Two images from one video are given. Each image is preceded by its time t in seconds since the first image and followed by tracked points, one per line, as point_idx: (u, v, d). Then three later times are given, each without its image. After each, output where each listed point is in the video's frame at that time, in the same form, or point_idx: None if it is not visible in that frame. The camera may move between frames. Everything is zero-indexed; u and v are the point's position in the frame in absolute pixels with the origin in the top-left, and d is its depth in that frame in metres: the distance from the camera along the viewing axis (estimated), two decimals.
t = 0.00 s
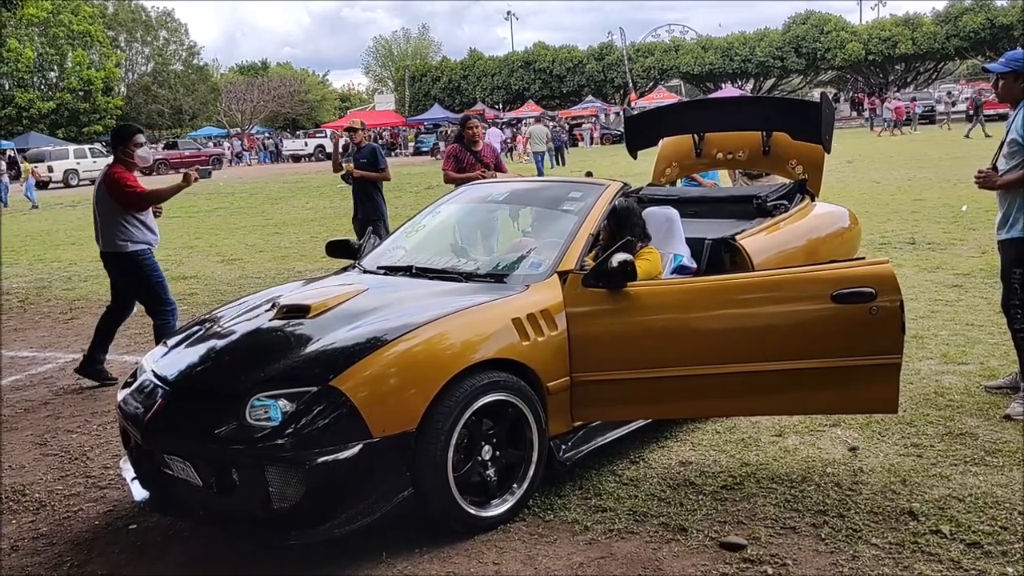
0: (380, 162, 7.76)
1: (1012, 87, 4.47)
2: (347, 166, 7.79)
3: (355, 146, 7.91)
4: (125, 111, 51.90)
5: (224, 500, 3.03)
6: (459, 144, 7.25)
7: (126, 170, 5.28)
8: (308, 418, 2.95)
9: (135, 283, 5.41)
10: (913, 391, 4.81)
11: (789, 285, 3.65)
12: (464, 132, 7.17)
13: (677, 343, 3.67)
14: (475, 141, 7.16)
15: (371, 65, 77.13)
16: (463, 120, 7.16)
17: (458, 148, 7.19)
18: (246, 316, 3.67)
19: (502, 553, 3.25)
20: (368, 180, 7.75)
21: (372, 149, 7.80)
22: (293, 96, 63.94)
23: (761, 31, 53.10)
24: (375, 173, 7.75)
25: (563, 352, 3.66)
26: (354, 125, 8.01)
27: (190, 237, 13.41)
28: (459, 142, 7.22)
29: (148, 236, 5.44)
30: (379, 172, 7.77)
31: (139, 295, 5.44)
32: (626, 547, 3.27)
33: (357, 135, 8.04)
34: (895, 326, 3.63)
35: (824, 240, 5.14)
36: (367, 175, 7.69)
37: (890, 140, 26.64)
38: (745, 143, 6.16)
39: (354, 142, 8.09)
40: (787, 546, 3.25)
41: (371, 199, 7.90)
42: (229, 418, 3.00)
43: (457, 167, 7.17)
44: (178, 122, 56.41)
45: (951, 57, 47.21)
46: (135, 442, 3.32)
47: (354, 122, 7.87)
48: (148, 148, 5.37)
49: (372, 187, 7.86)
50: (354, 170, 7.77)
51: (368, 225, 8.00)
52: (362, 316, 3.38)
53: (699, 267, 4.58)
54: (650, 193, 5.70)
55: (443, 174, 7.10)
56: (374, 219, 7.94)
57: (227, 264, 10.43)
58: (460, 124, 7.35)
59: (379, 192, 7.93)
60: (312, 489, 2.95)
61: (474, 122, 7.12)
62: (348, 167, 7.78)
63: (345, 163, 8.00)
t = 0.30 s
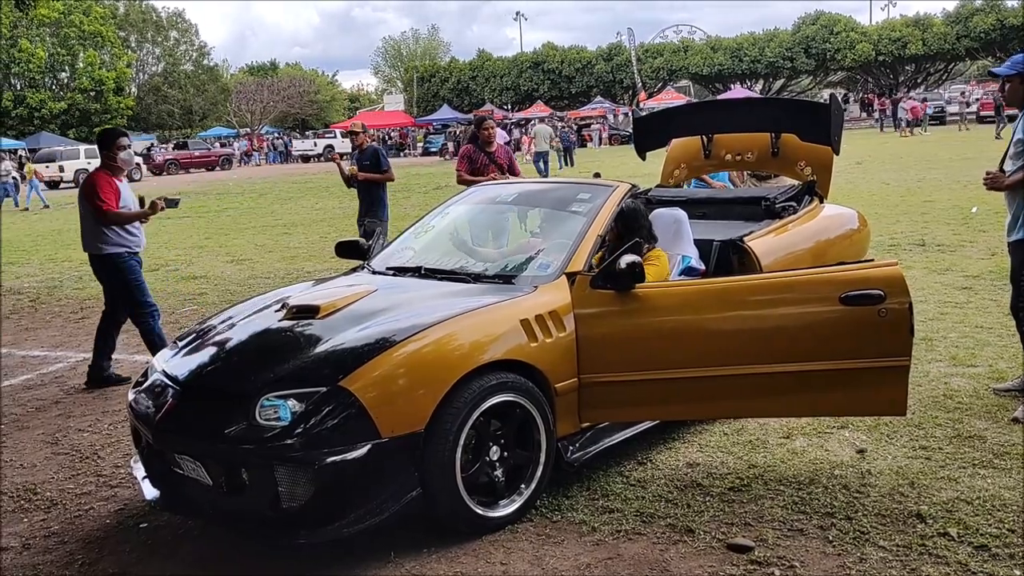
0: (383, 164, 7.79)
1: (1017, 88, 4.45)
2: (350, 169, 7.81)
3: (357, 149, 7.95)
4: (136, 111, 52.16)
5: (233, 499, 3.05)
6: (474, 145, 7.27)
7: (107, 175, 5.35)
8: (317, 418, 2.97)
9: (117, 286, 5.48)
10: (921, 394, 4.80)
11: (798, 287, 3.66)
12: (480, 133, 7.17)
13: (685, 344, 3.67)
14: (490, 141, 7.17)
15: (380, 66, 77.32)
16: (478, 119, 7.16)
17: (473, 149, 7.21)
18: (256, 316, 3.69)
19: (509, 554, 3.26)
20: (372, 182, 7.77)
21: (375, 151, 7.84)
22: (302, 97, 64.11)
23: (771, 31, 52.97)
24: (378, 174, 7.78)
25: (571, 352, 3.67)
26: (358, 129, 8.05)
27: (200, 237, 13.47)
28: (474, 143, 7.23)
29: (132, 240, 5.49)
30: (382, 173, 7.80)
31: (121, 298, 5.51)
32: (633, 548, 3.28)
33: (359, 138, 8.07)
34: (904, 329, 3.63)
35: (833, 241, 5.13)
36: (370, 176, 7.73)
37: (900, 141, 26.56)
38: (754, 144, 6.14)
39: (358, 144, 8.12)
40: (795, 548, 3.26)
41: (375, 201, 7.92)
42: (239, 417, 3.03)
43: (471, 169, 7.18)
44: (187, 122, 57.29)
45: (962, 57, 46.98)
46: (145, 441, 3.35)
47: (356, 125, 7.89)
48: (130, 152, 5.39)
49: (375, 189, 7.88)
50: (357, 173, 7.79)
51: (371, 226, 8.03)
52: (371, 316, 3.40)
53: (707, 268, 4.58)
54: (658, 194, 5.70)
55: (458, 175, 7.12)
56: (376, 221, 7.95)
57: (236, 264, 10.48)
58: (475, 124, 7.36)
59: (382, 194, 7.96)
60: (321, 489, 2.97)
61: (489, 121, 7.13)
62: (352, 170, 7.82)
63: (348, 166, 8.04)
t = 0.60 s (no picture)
0: (386, 168, 7.81)
1: None
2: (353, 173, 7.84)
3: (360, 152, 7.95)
4: (148, 112, 52.47)
5: (244, 498, 3.07)
6: (488, 145, 7.26)
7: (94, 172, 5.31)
8: (328, 418, 2.98)
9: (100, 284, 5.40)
10: (933, 395, 4.77)
11: (808, 287, 3.64)
12: (494, 134, 7.17)
13: (695, 345, 3.67)
14: (504, 142, 7.16)
15: (390, 66, 77.55)
16: (493, 120, 7.16)
17: (486, 150, 7.20)
18: (267, 315, 3.71)
19: (520, 554, 3.27)
20: (375, 186, 7.78)
21: (378, 154, 7.83)
22: (313, 97, 64.27)
23: (781, 31, 52.80)
24: (380, 178, 7.79)
25: (581, 353, 3.66)
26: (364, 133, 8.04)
27: (211, 238, 13.52)
28: (487, 143, 7.23)
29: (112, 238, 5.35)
30: (385, 177, 7.81)
31: (104, 299, 5.44)
32: (643, 549, 3.27)
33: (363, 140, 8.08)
34: (916, 330, 3.61)
35: (844, 242, 5.11)
36: (373, 181, 7.73)
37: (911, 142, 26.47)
38: (765, 144, 6.13)
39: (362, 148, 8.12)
40: (805, 549, 3.25)
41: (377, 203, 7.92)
42: (250, 417, 3.04)
43: (483, 170, 7.19)
44: (198, 123, 56.76)
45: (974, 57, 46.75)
46: (157, 440, 3.36)
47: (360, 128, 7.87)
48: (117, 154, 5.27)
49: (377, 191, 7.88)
50: (360, 177, 7.80)
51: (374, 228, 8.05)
52: (382, 317, 3.41)
53: (717, 269, 4.57)
54: (668, 194, 5.69)
55: (470, 175, 7.13)
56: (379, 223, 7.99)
57: (247, 265, 10.52)
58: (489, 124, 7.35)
59: (385, 197, 7.97)
60: (331, 488, 2.98)
61: (504, 122, 7.13)
62: (355, 174, 7.82)
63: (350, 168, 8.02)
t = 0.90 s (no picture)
0: (380, 177, 7.65)
1: None
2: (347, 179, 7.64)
3: (354, 158, 7.74)
4: (151, 112, 52.56)
5: (249, 498, 3.07)
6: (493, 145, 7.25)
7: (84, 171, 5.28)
8: (331, 418, 2.98)
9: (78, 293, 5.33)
10: (937, 395, 4.76)
11: (813, 287, 3.63)
12: (499, 133, 7.16)
13: (700, 344, 3.66)
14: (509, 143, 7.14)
15: (393, 66, 77.64)
16: (498, 120, 7.13)
17: (492, 150, 7.19)
18: (270, 316, 3.71)
19: (523, 554, 3.26)
20: (369, 194, 7.62)
21: (374, 161, 7.65)
22: (316, 97, 64.30)
23: (784, 31, 52.74)
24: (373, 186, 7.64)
25: (585, 353, 3.66)
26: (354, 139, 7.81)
27: (214, 238, 13.53)
28: (492, 143, 7.21)
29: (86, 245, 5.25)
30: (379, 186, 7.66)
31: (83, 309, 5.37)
32: (648, 549, 3.27)
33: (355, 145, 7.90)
34: (921, 330, 3.59)
35: (848, 242, 5.10)
36: (367, 189, 7.58)
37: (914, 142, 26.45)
38: (769, 144, 6.11)
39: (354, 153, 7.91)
40: (810, 549, 3.24)
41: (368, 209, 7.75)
42: (254, 417, 3.04)
43: (487, 170, 7.19)
44: (201, 123, 56.86)
45: (977, 57, 46.64)
46: (161, 440, 3.36)
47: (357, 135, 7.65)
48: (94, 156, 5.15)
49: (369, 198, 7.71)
50: (354, 184, 7.60)
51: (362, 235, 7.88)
52: (385, 316, 3.40)
53: (721, 269, 4.56)
54: (671, 194, 5.69)
55: (474, 176, 7.13)
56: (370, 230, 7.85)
57: (250, 265, 10.53)
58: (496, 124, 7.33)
59: (375, 205, 7.81)
60: (335, 488, 2.98)
61: (509, 122, 7.09)
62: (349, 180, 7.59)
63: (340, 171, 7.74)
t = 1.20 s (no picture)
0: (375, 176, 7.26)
1: None
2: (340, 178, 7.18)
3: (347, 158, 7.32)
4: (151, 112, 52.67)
5: (248, 499, 3.06)
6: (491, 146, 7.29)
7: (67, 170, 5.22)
8: (331, 419, 2.98)
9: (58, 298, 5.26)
10: (938, 395, 4.75)
11: (814, 287, 3.63)
12: (496, 134, 7.16)
13: (702, 345, 3.65)
14: (505, 144, 7.15)
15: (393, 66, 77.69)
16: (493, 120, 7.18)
17: (489, 151, 7.20)
18: (270, 316, 3.71)
19: (524, 554, 3.26)
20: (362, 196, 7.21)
21: (368, 162, 7.27)
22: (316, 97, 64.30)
23: (784, 31, 52.74)
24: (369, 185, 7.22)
25: (585, 353, 3.65)
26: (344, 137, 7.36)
27: (214, 238, 13.54)
28: (490, 144, 7.24)
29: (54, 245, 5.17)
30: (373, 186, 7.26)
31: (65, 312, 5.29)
32: (648, 550, 3.26)
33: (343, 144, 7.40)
34: (922, 330, 3.59)
35: (849, 241, 5.09)
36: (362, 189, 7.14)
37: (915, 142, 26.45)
38: (769, 144, 6.11)
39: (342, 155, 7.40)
40: (811, 549, 3.24)
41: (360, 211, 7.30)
42: (254, 417, 3.04)
43: (486, 172, 7.20)
44: (201, 123, 56.86)
45: (977, 56, 46.61)
46: (160, 441, 3.36)
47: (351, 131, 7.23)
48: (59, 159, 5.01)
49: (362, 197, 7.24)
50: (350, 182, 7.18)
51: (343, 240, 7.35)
52: (385, 317, 3.40)
53: (721, 269, 4.56)
54: (672, 194, 5.68)
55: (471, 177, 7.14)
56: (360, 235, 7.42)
57: (250, 265, 10.54)
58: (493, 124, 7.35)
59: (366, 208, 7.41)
60: (335, 489, 2.98)
61: (505, 122, 7.12)
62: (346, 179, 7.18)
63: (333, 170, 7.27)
